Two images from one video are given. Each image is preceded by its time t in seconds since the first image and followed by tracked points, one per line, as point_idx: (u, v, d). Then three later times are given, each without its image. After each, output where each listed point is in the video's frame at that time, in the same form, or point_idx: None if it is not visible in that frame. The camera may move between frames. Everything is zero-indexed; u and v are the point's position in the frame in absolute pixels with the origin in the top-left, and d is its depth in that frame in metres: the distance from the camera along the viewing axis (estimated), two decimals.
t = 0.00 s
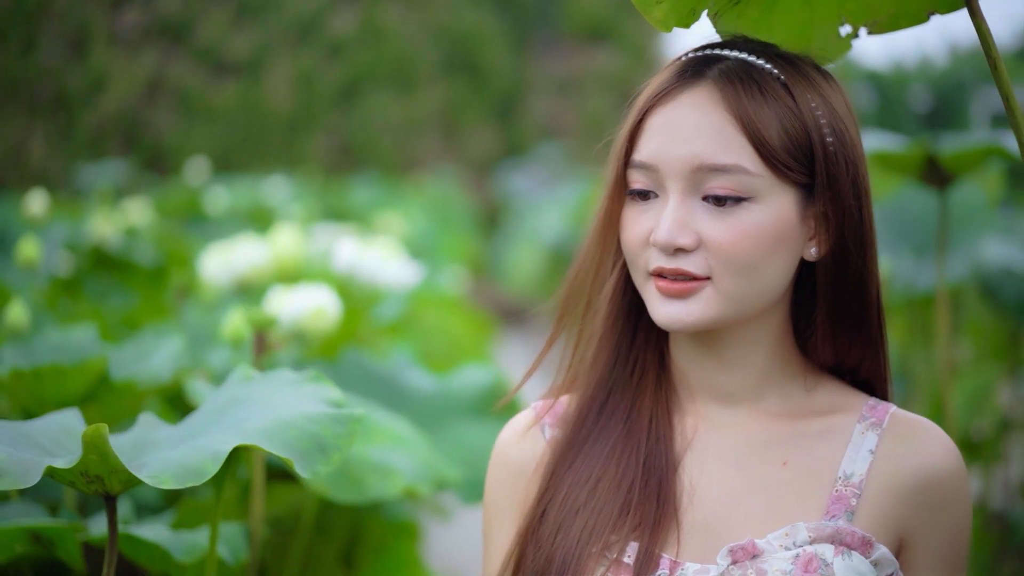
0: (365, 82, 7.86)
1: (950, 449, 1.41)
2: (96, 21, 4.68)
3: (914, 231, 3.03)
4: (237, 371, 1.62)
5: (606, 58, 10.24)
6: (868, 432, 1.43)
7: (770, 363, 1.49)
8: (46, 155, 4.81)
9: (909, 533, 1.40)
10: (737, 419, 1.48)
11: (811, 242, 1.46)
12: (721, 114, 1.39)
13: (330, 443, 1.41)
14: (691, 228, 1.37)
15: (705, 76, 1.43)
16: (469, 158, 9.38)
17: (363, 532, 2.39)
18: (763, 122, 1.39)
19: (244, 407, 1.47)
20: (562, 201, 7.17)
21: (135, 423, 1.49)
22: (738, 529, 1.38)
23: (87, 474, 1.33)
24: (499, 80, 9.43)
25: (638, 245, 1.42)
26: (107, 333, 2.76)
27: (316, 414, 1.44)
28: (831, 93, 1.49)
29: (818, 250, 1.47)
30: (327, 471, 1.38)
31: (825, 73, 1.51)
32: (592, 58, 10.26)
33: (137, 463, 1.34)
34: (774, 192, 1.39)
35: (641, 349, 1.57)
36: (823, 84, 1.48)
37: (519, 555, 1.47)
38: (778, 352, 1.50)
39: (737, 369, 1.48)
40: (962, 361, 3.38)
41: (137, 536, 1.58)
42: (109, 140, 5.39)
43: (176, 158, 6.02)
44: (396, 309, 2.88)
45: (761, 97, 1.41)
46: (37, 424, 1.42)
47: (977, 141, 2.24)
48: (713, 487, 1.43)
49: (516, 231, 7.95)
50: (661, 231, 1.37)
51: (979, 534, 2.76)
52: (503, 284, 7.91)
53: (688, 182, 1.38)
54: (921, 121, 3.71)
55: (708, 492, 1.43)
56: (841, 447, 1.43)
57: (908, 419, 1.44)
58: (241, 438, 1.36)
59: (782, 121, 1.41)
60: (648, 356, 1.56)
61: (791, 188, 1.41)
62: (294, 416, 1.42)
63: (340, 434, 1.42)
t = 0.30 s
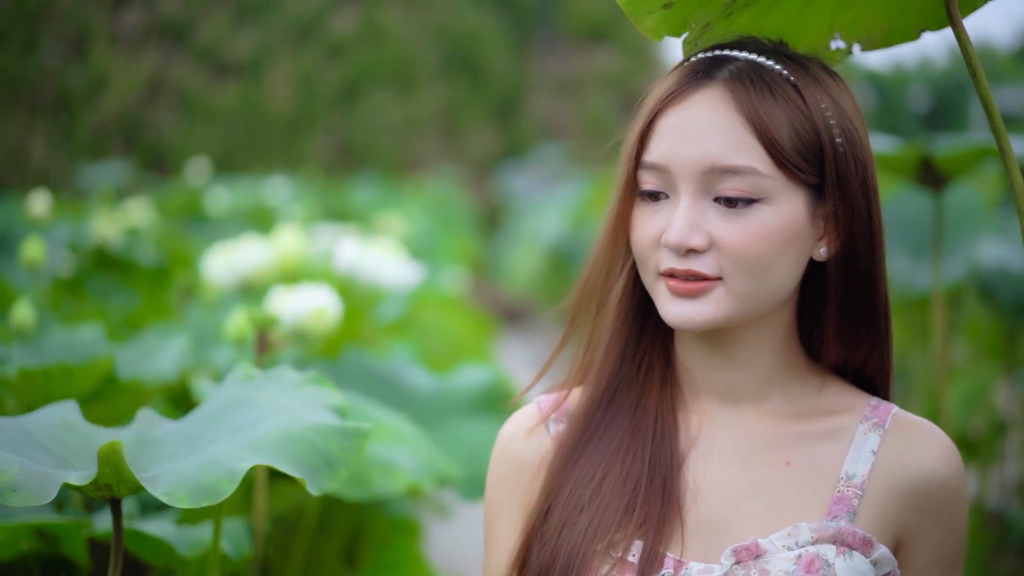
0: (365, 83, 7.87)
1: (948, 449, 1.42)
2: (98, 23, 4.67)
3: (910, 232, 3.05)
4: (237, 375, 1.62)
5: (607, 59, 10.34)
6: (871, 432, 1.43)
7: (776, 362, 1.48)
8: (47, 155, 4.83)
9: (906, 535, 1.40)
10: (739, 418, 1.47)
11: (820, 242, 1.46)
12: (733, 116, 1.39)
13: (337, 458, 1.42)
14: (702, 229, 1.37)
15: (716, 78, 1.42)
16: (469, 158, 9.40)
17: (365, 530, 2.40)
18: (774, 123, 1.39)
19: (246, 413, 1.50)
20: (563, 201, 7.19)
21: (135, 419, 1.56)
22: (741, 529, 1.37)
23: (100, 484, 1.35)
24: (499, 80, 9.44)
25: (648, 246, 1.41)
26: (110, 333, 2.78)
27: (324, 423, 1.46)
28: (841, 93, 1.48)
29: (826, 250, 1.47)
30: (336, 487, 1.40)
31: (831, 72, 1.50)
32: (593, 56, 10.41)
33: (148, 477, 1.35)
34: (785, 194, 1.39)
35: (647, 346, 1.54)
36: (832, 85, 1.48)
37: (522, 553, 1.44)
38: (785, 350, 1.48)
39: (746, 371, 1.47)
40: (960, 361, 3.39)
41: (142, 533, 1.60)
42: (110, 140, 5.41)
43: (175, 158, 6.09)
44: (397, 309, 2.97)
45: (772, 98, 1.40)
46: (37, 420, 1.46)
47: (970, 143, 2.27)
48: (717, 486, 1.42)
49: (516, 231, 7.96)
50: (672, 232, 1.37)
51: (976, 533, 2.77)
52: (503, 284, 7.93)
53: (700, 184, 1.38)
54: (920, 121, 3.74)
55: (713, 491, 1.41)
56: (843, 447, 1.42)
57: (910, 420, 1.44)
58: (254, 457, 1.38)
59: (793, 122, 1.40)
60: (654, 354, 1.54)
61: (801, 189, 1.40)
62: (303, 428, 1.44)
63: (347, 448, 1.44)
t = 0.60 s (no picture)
0: (366, 83, 7.92)
1: (943, 442, 1.43)
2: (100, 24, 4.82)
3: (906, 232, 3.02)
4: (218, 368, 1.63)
5: (606, 61, 10.41)
6: (870, 427, 1.44)
7: (778, 359, 1.47)
8: (50, 155, 4.86)
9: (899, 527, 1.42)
10: (739, 413, 1.47)
11: (827, 240, 1.46)
12: (747, 114, 1.37)
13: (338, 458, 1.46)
14: (715, 226, 1.35)
15: (729, 75, 1.41)
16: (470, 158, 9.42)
17: (367, 527, 2.42)
18: (788, 121, 1.38)
19: (242, 405, 1.54)
20: (563, 201, 7.22)
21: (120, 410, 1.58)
22: (740, 524, 1.37)
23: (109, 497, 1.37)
24: (500, 80, 9.45)
25: (658, 241, 1.40)
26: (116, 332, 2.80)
27: (322, 422, 1.50)
28: (851, 92, 1.47)
29: (833, 248, 1.47)
30: (339, 488, 1.44)
31: (841, 71, 1.49)
32: (592, 56, 10.54)
33: (155, 488, 1.37)
34: (797, 193, 1.37)
35: (648, 338, 1.53)
36: (842, 83, 1.47)
37: (523, 545, 1.45)
38: (786, 345, 1.48)
39: (746, 365, 1.46)
40: (960, 360, 3.40)
41: (153, 523, 1.66)
42: (112, 141, 5.44)
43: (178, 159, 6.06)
44: (400, 308, 2.95)
45: (787, 96, 1.39)
46: (23, 420, 1.48)
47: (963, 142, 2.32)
48: (717, 481, 1.42)
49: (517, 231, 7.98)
50: (685, 228, 1.35)
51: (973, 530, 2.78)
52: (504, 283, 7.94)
53: (714, 181, 1.36)
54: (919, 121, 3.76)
55: (712, 485, 1.42)
56: (841, 443, 1.43)
57: (907, 415, 1.45)
58: (259, 464, 1.40)
59: (806, 121, 1.39)
60: (655, 345, 1.53)
61: (812, 189, 1.39)
62: (300, 429, 1.47)
63: (346, 448, 1.47)
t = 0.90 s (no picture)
0: (366, 83, 7.95)
1: (937, 435, 1.45)
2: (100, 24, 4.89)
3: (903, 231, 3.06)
4: (201, 361, 1.66)
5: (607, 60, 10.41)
6: (865, 419, 1.46)
7: (775, 351, 1.48)
8: (50, 155, 4.89)
9: (893, 518, 1.44)
10: (737, 406, 1.48)
11: (829, 235, 1.46)
12: (755, 109, 1.36)
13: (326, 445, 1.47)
14: (721, 220, 1.34)
15: (737, 70, 1.40)
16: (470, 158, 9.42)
17: (367, 522, 2.44)
18: (796, 117, 1.36)
19: (230, 395, 1.55)
20: (563, 201, 7.23)
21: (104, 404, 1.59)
22: (733, 516, 1.39)
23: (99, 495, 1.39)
24: (500, 80, 9.45)
25: (661, 234, 1.39)
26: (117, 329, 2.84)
27: (305, 412, 1.51)
28: (859, 88, 1.45)
29: (835, 243, 1.47)
30: (326, 477, 1.45)
31: (847, 66, 1.48)
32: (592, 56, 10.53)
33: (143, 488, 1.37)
34: (802, 188, 1.37)
35: (645, 329, 1.53)
36: (851, 78, 1.45)
37: (519, 533, 1.46)
38: (784, 339, 1.49)
39: (745, 356, 1.47)
40: (957, 358, 3.42)
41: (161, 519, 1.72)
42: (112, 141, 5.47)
43: (178, 159, 6.08)
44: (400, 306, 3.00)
45: (794, 91, 1.38)
46: (7, 416, 1.48)
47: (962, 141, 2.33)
48: (712, 473, 1.43)
49: (516, 231, 7.99)
50: (690, 221, 1.34)
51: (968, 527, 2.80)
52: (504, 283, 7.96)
53: (720, 175, 1.35)
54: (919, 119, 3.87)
55: (706, 476, 1.43)
56: (836, 435, 1.45)
57: (902, 409, 1.47)
58: (245, 459, 1.40)
59: (813, 116, 1.38)
60: (652, 336, 1.53)
61: (818, 185, 1.39)
62: (284, 420, 1.48)
63: (331, 437, 1.48)
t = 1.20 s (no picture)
0: (366, 82, 7.98)
1: (929, 428, 1.46)
2: (100, 23, 4.91)
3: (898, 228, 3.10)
4: (199, 351, 1.66)
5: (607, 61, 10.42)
6: (857, 413, 1.47)
7: (769, 346, 1.49)
8: (51, 155, 4.92)
9: (887, 510, 1.45)
10: (731, 399, 1.49)
11: (824, 231, 1.47)
12: (755, 106, 1.37)
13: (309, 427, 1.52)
14: (719, 217, 1.35)
15: (738, 65, 1.40)
16: (470, 157, 9.42)
17: (368, 516, 2.44)
18: (795, 115, 1.37)
19: (218, 386, 1.57)
20: (563, 201, 7.24)
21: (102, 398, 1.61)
22: (725, 508, 1.40)
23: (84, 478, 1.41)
24: (500, 80, 9.44)
25: (659, 228, 1.39)
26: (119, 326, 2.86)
27: (289, 397, 1.54)
28: (857, 86, 1.46)
29: (830, 240, 1.47)
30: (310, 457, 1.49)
31: (845, 63, 1.48)
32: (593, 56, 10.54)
33: (126, 473, 1.41)
34: (800, 185, 1.37)
35: (639, 321, 1.55)
36: (850, 76, 1.46)
37: (514, 522, 1.48)
38: (780, 333, 1.50)
39: (740, 350, 1.48)
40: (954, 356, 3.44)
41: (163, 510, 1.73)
42: (112, 140, 5.51)
43: (177, 159, 6.13)
44: (400, 303, 3.04)
45: (794, 88, 1.38)
46: (5, 411, 1.50)
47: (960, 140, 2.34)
48: (704, 466, 1.45)
49: (516, 231, 8.00)
50: (689, 217, 1.35)
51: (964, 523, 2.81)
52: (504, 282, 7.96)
53: (719, 172, 1.35)
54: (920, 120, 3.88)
55: (699, 469, 1.44)
56: (829, 428, 1.46)
57: (895, 402, 1.48)
58: (224, 440, 1.43)
59: (813, 114, 1.38)
60: (648, 329, 1.55)
61: (815, 182, 1.39)
62: (269, 406, 1.51)
63: (316, 420, 1.53)
